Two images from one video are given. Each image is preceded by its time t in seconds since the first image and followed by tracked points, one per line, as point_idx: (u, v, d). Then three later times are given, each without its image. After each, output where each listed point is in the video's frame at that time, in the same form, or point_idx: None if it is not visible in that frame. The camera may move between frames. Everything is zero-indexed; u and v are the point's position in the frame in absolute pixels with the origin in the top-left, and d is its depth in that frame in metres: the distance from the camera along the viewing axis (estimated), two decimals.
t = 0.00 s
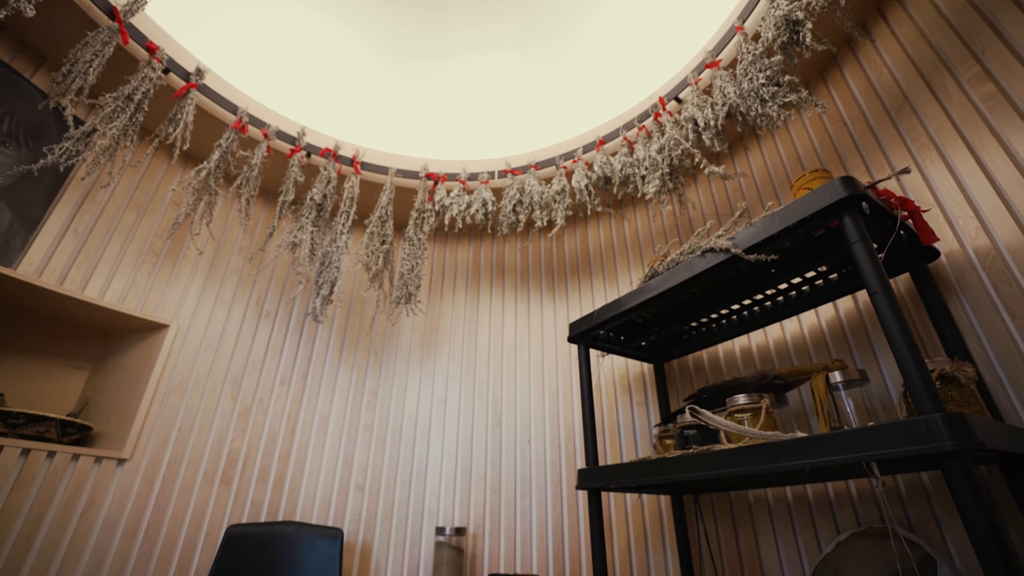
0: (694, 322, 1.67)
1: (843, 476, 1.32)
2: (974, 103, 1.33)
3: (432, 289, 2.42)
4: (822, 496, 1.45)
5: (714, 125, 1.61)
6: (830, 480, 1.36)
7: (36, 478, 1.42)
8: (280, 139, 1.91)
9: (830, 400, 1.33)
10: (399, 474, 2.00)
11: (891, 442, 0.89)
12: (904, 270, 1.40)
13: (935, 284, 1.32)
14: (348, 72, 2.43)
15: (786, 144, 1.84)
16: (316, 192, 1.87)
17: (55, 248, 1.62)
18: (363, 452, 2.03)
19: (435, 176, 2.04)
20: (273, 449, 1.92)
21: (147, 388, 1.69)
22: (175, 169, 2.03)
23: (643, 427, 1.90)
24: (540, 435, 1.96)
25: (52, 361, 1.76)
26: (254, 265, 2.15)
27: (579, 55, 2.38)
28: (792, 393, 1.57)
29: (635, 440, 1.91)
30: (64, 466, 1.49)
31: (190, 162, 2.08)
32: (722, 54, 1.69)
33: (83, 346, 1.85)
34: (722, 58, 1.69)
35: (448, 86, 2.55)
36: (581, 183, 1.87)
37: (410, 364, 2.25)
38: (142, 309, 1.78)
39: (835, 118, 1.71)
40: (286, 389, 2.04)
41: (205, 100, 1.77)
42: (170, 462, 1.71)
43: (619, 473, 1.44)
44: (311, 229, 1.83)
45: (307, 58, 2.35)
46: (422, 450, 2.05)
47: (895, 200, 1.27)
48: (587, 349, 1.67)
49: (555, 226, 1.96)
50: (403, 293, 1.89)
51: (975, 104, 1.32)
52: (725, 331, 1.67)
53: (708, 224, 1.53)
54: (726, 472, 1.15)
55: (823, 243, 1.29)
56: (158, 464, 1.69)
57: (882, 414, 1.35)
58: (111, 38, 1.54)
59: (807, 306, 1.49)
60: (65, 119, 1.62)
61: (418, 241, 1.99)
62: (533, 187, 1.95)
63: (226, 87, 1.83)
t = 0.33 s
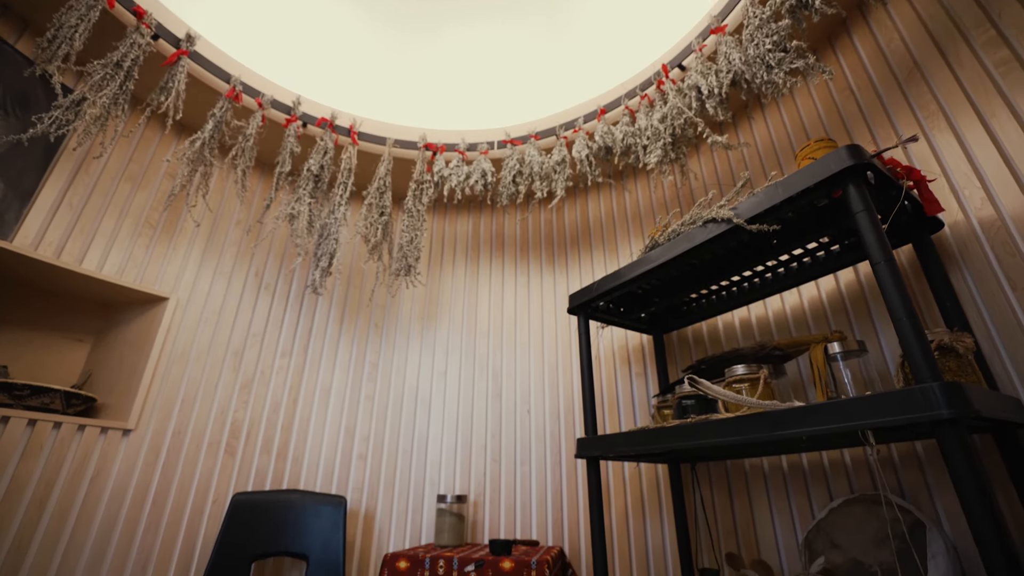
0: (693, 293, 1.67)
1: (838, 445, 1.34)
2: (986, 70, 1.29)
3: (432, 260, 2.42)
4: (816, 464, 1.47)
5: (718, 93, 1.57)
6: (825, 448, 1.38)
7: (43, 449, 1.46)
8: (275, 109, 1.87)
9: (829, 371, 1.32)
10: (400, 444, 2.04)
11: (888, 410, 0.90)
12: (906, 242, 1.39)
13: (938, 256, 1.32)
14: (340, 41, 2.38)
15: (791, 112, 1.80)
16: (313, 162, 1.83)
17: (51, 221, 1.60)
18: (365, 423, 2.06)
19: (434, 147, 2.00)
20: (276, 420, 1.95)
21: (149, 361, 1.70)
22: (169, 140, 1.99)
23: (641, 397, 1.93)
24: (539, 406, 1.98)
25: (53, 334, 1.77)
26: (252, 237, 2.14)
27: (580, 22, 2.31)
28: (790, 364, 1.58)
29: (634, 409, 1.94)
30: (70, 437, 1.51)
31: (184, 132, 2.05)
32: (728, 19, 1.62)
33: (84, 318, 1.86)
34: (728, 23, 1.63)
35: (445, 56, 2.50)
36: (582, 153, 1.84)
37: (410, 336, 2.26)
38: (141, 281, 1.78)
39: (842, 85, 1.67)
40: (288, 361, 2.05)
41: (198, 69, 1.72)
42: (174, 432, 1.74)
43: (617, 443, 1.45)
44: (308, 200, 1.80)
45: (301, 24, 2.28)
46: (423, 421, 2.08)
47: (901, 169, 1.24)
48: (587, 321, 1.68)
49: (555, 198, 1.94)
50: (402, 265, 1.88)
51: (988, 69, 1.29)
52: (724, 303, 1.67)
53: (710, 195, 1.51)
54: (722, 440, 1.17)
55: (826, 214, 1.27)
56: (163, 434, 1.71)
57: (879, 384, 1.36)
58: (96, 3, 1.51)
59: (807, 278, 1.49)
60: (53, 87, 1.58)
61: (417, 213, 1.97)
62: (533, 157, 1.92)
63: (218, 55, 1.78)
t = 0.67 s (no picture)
0: (694, 269, 1.67)
1: (835, 418, 1.35)
2: (998, 41, 1.27)
3: (431, 235, 2.40)
4: (813, 438, 1.49)
5: (723, 65, 1.54)
6: (822, 422, 1.39)
7: (47, 425, 1.48)
8: (271, 82, 1.82)
9: (828, 346, 1.31)
10: (401, 419, 2.06)
11: (886, 384, 0.90)
12: (910, 217, 1.37)
13: (941, 231, 1.30)
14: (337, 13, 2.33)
15: (796, 85, 1.76)
16: (310, 137, 1.81)
17: (45, 197, 1.58)
18: (367, 398, 2.08)
19: (432, 122, 1.97)
20: (277, 396, 1.97)
21: (150, 337, 1.71)
22: (163, 114, 1.96)
23: (640, 373, 1.94)
24: (539, 381, 1.99)
25: (53, 311, 1.77)
26: (250, 213, 2.13)
27: None
28: (789, 340, 1.58)
29: (633, 385, 1.95)
30: (75, 411, 1.54)
31: (178, 106, 2.01)
32: None
33: (83, 295, 1.86)
34: None
35: (443, 28, 2.45)
36: (583, 127, 1.82)
37: (410, 312, 2.26)
38: (139, 258, 1.77)
39: (849, 56, 1.63)
40: (288, 338, 2.06)
41: (190, 40, 1.68)
42: (178, 407, 1.76)
43: (616, 416, 1.46)
44: (306, 176, 1.78)
45: None
46: (423, 397, 2.10)
47: (906, 141, 1.21)
48: (587, 297, 1.67)
49: (555, 173, 1.92)
50: (401, 241, 1.87)
51: (1000, 40, 1.27)
52: (724, 279, 1.66)
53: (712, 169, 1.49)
54: (721, 413, 1.18)
55: (829, 188, 1.26)
56: (166, 409, 1.73)
57: (877, 359, 1.36)
58: None
59: (808, 253, 1.48)
60: (41, 58, 1.54)
61: (416, 188, 1.95)
62: (533, 131, 1.89)
63: (210, 26, 1.73)
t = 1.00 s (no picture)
0: (694, 249, 1.66)
1: (833, 396, 1.36)
2: (1012, 14, 1.24)
3: (430, 214, 2.39)
4: (810, 416, 1.50)
5: (727, 39, 1.50)
6: (820, 400, 1.40)
7: (51, 403, 1.49)
8: (265, 58, 1.79)
9: (827, 326, 1.30)
10: (402, 398, 2.08)
11: (884, 361, 0.90)
12: (913, 196, 1.36)
13: (944, 210, 1.29)
14: None
15: (801, 60, 1.72)
16: (307, 115, 1.78)
17: (40, 176, 1.57)
18: (367, 377, 2.09)
19: (431, 99, 1.94)
20: (279, 375, 1.98)
21: (150, 317, 1.71)
22: (156, 91, 1.93)
23: (640, 352, 1.94)
24: (539, 361, 2.00)
25: (52, 291, 1.77)
26: (248, 193, 2.11)
27: None
28: (789, 320, 1.58)
29: (632, 364, 1.96)
30: (77, 391, 1.55)
31: (171, 83, 1.97)
32: None
33: (82, 276, 1.86)
34: None
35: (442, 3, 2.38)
36: (584, 104, 1.79)
37: (410, 292, 2.26)
38: (137, 239, 1.76)
39: (857, 30, 1.59)
40: (288, 318, 2.06)
41: (181, 14, 1.64)
42: (179, 387, 1.77)
43: (615, 395, 1.47)
44: (303, 154, 1.76)
45: None
46: (424, 376, 2.11)
47: (913, 118, 1.18)
48: (587, 276, 1.67)
49: (556, 151, 1.89)
50: (400, 220, 1.86)
51: (1014, 13, 1.24)
52: (725, 259, 1.66)
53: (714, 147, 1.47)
54: (719, 390, 1.19)
55: (833, 165, 1.24)
56: (168, 389, 1.74)
57: (876, 338, 1.36)
58: None
59: (810, 232, 1.47)
60: (29, 32, 1.51)
61: (414, 167, 1.93)
62: (533, 109, 1.85)
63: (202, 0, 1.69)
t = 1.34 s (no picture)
0: (695, 227, 1.65)
1: (831, 374, 1.36)
2: None
3: (429, 193, 2.37)
4: (808, 394, 1.51)
5: (732, 12, 1.45)
6: (818, 378, 1.40)
7: (54, 381, 1.51)
8: (260, 33, 1.75)
9: (827, 305, 1.29)
10: (402, 376, 2.09)
11: (885, 339, 0.90)
12: (918, 174, 1.34)
13: (949, 188, 1.27)
14: None
15: (807, 34, 1.68)
16: (304, 91, 1.75)
17: (33, 153, 1.55)
18: (367, 356, 2.10)
19: (429, 75, 1.90)
20: (279, 354, 1.99)
21: (150, 297, 1.71)
22: (149, 67, 1.90)
23: (640, 331, 1.95)
24: (539, 339, 2.00)
25: (51, 272, 1.77)
26: (245, 171, 2.09)
27: None
28: (789, 299, 1.58)
29: (632, 343, 1.97)
30: (79, 369, 1.56)
31: (165, 59, 1.94)
32: None
33: (79, 256, 1.85)
34: None
35: None
36: (585, 80, 1.76)
37: (409, 271, 2.25)
38: (133, 218, 1.75)
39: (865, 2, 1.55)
40: (288, 297, 2.06)
41: None
42: (181, 366, 1.77)
43: (615, 372, 1.47)
44: (300, 132, 1.74)
45: None
46: (424, 355, 2.12)
47: (920, 93, 1.17)
48: (587, 255, 1.66)
49: (556, 129, 1.87)
50: (399, 199, 1.84)
51: None
52: (726, 237, 1.65)
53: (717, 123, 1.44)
54: (719, 367, 1.19)
55: (838, 142, 1.22)
56: (170, 368, 1.75)
57: (876, 317, 1.36)
58: None
59: (811, 210, 1.46)
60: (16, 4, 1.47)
61: (413, 145, 1.90)
62: (533, 85, 1.82)
63: None
